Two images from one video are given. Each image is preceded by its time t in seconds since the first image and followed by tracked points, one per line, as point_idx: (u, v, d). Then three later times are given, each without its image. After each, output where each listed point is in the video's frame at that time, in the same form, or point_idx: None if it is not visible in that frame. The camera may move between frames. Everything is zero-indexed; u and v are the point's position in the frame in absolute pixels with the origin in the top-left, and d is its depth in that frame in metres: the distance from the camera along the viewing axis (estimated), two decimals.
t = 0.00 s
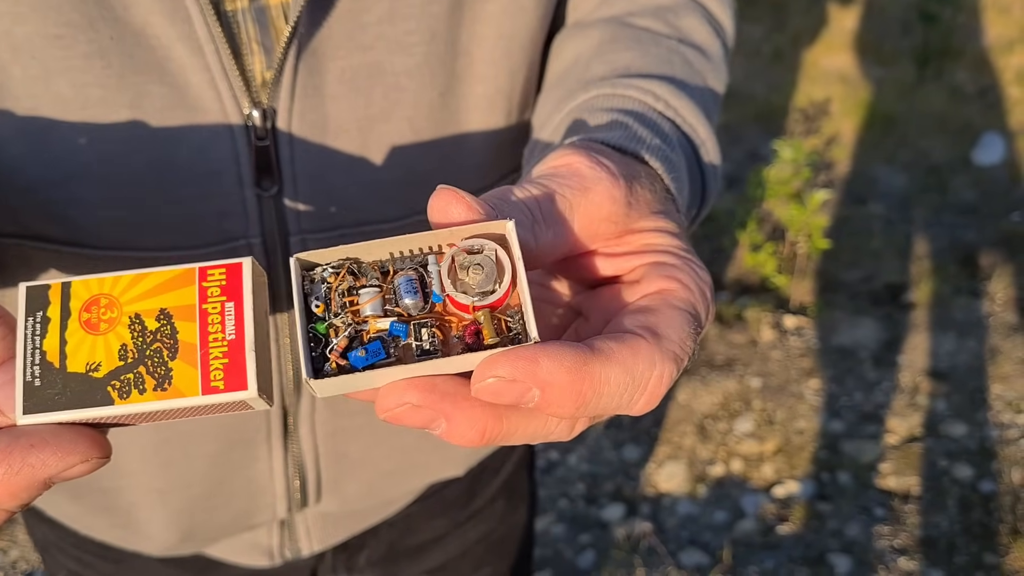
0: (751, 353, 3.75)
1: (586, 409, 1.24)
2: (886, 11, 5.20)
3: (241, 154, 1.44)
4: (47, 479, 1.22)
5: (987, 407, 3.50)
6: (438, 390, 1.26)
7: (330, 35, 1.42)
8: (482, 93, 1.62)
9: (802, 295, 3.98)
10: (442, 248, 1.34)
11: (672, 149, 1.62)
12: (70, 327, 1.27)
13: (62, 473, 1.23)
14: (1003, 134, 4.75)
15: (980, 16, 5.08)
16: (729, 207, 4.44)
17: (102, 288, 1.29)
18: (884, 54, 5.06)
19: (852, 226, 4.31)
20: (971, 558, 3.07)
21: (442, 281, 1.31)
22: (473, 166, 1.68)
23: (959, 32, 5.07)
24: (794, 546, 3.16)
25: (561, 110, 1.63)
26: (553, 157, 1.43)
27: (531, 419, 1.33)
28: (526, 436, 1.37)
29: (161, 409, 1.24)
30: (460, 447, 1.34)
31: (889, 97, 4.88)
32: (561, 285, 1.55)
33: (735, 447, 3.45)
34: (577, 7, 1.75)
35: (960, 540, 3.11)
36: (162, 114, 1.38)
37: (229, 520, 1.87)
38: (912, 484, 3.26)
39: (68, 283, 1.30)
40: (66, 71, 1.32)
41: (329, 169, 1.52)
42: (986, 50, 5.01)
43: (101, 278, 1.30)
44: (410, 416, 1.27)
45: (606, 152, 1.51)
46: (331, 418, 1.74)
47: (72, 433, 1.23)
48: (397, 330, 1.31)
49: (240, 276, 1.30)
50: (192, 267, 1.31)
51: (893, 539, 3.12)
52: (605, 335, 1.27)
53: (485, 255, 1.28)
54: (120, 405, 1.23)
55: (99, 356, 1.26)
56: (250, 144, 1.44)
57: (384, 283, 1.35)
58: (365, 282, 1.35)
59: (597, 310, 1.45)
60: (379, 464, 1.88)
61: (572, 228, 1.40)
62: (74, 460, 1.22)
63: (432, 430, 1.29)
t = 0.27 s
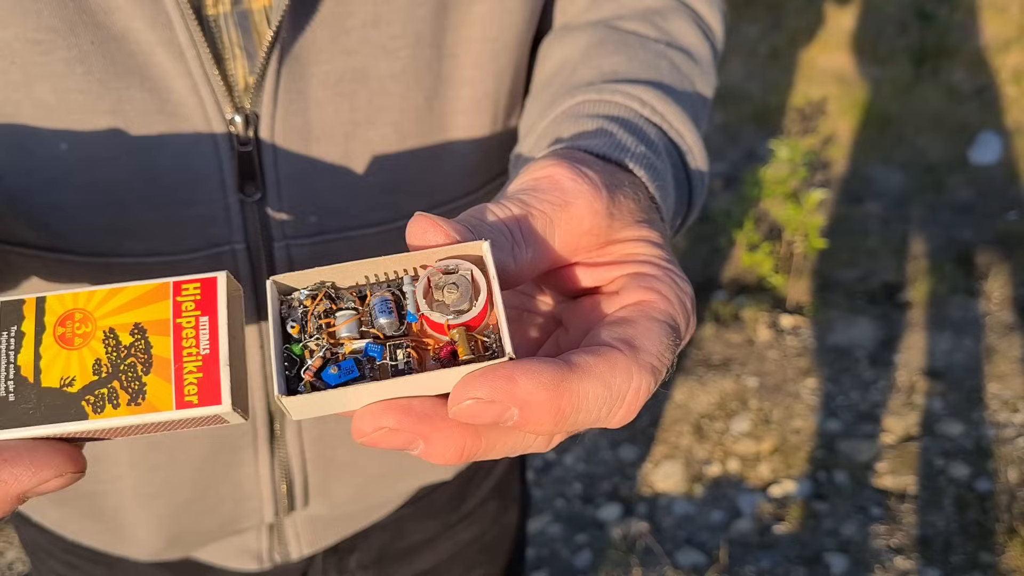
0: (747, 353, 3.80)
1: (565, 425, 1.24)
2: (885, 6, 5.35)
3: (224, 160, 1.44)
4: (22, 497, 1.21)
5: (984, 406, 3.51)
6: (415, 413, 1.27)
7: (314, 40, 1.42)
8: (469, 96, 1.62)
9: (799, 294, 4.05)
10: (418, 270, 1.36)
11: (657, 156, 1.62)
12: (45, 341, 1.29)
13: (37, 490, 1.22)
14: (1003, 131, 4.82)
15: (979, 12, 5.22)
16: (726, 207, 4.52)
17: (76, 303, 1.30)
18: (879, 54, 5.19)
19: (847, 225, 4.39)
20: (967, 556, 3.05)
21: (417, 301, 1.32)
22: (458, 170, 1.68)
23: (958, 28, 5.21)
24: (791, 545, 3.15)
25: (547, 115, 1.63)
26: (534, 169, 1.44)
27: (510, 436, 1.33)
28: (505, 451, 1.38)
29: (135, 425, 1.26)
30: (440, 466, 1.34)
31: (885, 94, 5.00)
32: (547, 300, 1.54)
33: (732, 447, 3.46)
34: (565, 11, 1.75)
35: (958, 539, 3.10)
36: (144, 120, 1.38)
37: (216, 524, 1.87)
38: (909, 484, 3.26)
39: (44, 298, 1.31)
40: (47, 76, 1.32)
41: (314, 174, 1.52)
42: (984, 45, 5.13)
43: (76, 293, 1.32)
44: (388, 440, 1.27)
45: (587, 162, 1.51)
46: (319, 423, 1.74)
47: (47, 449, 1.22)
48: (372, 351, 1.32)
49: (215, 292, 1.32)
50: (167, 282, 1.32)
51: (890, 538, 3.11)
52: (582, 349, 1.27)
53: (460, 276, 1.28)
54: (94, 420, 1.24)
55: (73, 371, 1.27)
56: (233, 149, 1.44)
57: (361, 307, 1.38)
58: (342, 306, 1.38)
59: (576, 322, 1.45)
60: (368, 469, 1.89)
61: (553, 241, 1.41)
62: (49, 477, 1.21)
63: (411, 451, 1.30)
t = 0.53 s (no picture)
0: (745, 352, 3.81)
1: (535, 421, 1.23)
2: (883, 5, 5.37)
3: (209, 158, 1.43)
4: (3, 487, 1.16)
5: (981, 404, 3.51)
6: (383, 411, 1.26)
7: (299, 38, 1.41)
8: (457, 94, 1.61)
9: (796, 293, 4.04)
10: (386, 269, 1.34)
11: (642, 153, 1.61)
12: (31, 333, 1.24)
13: (18, 480, 1.17)
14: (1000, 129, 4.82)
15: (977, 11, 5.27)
16: (722, 205, 4.52)
17: (63, 293, 1.26)
18: (877, 52, 5.20)
19: (845, 223, 4.39)
20: (963, 555, 3.03)
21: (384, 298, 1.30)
22: (446, 169, 1.67)
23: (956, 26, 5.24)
24: (787, 543, 3.14)
25: (533, 113, 1.62)
26: (512, 166, 1.44)
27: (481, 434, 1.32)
28: (476, 449, 1.37)
29: (124, 414, 1.20)
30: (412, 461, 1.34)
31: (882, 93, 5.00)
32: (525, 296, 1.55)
33: (728, 445, 3.46)
34: (553, 9, 1.75)
35: (953, 538, 3.09)
36: (127, 119, 1.37)
37: (204, 525, 1.86)
38: (905, 482, 3.26)
39: (30, 291, 1.27)
40: (29, 76, 1.31)
41: (302, 172, 1.51)
42: (981, 44, 5.15)
43: (62, 285, 1.28)
44: (357, 439, 1.27)
45: (569, 157, 1.50)
46: (307, 422, 1.73)
47: (30, 439, 1.17)
48: (340, 349, 1.29)
49: (203, 281, 1.29)
50: (154, 274, 1.29)
51: (886, 536, 3.10)
52: (554, 344, 1.26)
53: (428, 274, 1.27)
54: (81, 410, 1.18)
55: (60, 361, 1.22)
56: (217, 147, 1.43)
57: (328, 309, 1.36)
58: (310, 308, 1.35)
59: (552, 319, 1.43)
60: (358, 468, 1.87)
61: (530, 237, 1.40)
62: (31, 468, 1.16)
63: (381, 449, 1.29)
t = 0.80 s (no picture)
0: (743, 351, 3.81)
1: (515, 416, 1.24)
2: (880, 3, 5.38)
3: (202, 156, 1.43)
4: None
5: (978, 403, 3.51)
6: (364, 404, 1.25)
7: (293, 37, 1.41)
8: (452, 92, 1.61)
9: (794, 292, 4.04)
10: (367, 263, 1.35)
11: (633, 151, 1.61)
12: (29, 314, 1.23)
13: None
14: (997, 128, 4.82)
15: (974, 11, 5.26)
16: (720, 204, 4.52)
17: (62, 277, 1.26)
18: (874, 51, 5.21)
19: (843, 222, 4.39)
20: (961, 553, 3.03)
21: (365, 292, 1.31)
22: (441, 167, 1.67)
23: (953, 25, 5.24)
24: (785, 542, 3.14)
25: (525, 111, 1.62)
26: (499, 162, 1.44)
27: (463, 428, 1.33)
28: (459, 442, 1.38)
29: (118, 391, 1.18)
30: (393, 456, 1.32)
31: (879, 92, 5.01)
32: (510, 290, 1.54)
33: (726, 444, 3.46)
34: (547, 7, 1.75)
35: (951, 536, 3.08)
36: (121, 115, 1.36)
37: (200, 524, 1.86)
38: (903, 480, 3.26)
39: (31, 277, 1.27)
40: (23, 74, 1.30)
41: (296, 170, 1.51)
42: (979, 43, 5.15)
43: (63, 270, 1.28)
44: (336, 433, 1.26)
45: (557, 154, 1.50)
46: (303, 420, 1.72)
47: (15, 418, 1.15)
48: (320, 342, 1.29)
49: (204, 268, 1.29)
50: (156, 262, 1.30)
51: (883, 535, 3.10)
52: (535, 339, 1.26)
53: (408, 268, 1.29)
54: (76, 386, 1.16)
55: (56, 340, 1.20)
56: (211, 145, 1.42)
57: (309, 303, 1.37)
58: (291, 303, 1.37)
59: (536, 313, 1.43)
60: (355, 466, 1.87)
61: (514, 233, 1.41)
62: (13, 447, 1.13)
63: (361, 443, 1.28)
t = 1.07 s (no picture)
0: (741, 350, 3.82)
1: (508, 410, 1.24)
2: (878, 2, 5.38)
3: (204, 155, 1.43)
4: None
5: (976, 401, 3.52)
6: (359, 399, 1.26)
7: (293, 37, 1.42)
8: (451, 92, 1.61)
9: (792, 291, 4.05)
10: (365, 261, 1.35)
11: (629, 146, 1.61)
12: (28, 311, 1.22)
13: None
14: (995, 127, 4.84)
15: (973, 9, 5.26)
16: (719, 203, 4.53)
17: (63, 277, 1.27)
18: (872, 50, 5.22)
19: (841, 220, 4.40)
20: (959, 551, 3.04)
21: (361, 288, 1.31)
22: (441, 166, 1.68)
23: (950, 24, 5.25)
24: (783, 540, 3.15)
25: (523, 108, 1.63)
26: (492, 159, 1.45)
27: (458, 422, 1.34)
28: (455, 434, 1.40)
29: (115, 384, 1.18)
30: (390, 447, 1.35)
31: (877, 91, 5.03)
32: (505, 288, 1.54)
33: (725, 443, 3.47)
34: (546, 6, 1.76)
35: (949, 534, 3.09)
36: (122, 114, 1.37)
37: (201, 522, 1.86)
38: (901, 478, 3.27)
39: (32, 278, 1.27)
40: (25, 74, 1.31)
41: (297, 169, 1.52)
42: (976, 41, 5.16)
43: (63, 271, 1.28)
44: (333, 427, 1.27)
45: (551, 150, 1.51)
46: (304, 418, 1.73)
47: (12, 405, 1.14)
48: (318, 338, 1.29)
49: (204, 267, 1.29)
50: (156, 262, 1.30)
51: (881, 533, 3.11)
52: (529, 335, 1.26)
53: (405, 266, 1.29)
54: (73, 378, 1.16)
55: (55, 335, 1.20)
56: (212, 145, 1.43)
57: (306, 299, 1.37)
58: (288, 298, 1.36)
59: (531, 307, 1.44)
60: (355, 464, 1.87)
61: (509, 229, 1.41)
62: (5, 434, 1.12)
63: (358, 436, 1.30)
